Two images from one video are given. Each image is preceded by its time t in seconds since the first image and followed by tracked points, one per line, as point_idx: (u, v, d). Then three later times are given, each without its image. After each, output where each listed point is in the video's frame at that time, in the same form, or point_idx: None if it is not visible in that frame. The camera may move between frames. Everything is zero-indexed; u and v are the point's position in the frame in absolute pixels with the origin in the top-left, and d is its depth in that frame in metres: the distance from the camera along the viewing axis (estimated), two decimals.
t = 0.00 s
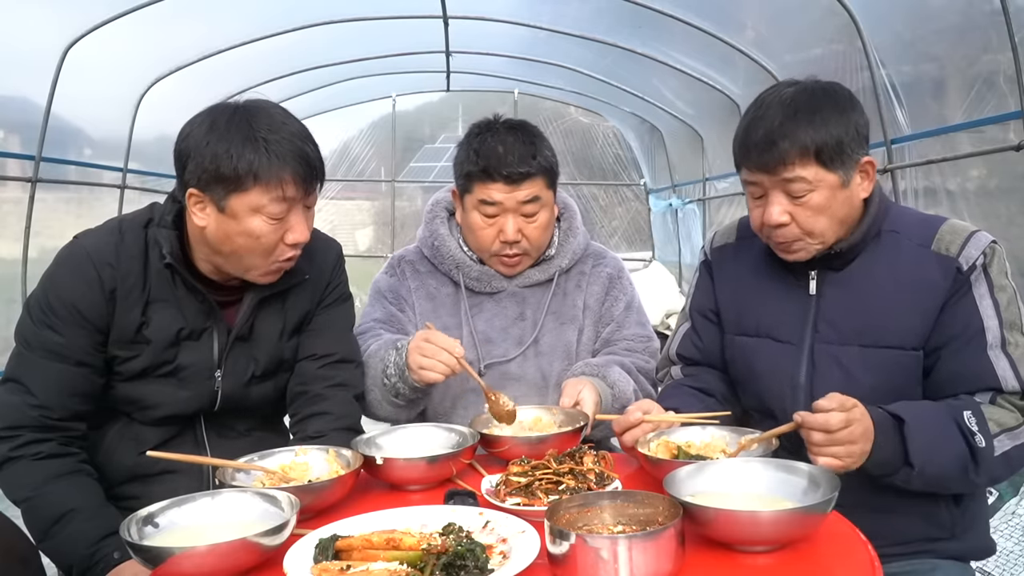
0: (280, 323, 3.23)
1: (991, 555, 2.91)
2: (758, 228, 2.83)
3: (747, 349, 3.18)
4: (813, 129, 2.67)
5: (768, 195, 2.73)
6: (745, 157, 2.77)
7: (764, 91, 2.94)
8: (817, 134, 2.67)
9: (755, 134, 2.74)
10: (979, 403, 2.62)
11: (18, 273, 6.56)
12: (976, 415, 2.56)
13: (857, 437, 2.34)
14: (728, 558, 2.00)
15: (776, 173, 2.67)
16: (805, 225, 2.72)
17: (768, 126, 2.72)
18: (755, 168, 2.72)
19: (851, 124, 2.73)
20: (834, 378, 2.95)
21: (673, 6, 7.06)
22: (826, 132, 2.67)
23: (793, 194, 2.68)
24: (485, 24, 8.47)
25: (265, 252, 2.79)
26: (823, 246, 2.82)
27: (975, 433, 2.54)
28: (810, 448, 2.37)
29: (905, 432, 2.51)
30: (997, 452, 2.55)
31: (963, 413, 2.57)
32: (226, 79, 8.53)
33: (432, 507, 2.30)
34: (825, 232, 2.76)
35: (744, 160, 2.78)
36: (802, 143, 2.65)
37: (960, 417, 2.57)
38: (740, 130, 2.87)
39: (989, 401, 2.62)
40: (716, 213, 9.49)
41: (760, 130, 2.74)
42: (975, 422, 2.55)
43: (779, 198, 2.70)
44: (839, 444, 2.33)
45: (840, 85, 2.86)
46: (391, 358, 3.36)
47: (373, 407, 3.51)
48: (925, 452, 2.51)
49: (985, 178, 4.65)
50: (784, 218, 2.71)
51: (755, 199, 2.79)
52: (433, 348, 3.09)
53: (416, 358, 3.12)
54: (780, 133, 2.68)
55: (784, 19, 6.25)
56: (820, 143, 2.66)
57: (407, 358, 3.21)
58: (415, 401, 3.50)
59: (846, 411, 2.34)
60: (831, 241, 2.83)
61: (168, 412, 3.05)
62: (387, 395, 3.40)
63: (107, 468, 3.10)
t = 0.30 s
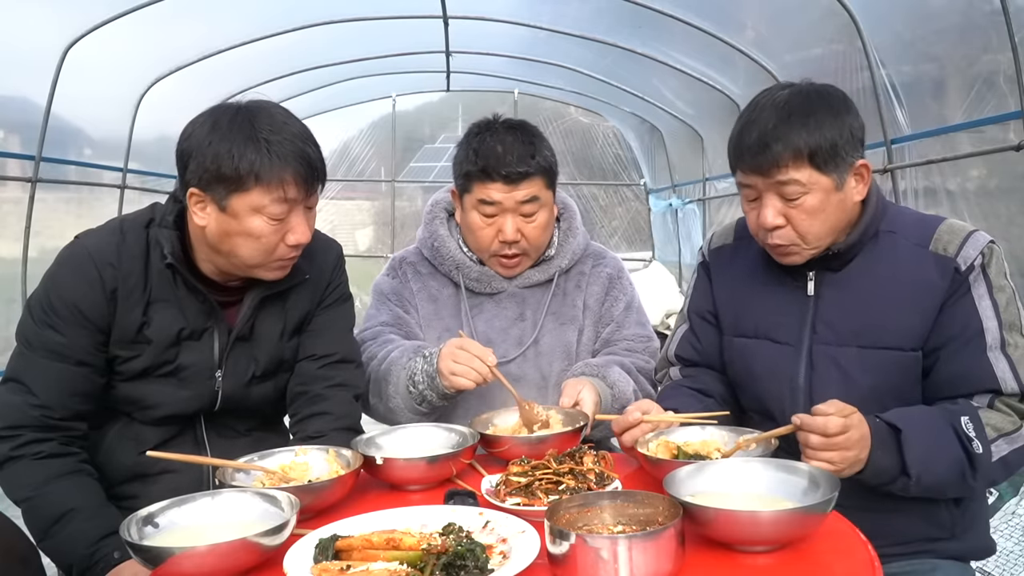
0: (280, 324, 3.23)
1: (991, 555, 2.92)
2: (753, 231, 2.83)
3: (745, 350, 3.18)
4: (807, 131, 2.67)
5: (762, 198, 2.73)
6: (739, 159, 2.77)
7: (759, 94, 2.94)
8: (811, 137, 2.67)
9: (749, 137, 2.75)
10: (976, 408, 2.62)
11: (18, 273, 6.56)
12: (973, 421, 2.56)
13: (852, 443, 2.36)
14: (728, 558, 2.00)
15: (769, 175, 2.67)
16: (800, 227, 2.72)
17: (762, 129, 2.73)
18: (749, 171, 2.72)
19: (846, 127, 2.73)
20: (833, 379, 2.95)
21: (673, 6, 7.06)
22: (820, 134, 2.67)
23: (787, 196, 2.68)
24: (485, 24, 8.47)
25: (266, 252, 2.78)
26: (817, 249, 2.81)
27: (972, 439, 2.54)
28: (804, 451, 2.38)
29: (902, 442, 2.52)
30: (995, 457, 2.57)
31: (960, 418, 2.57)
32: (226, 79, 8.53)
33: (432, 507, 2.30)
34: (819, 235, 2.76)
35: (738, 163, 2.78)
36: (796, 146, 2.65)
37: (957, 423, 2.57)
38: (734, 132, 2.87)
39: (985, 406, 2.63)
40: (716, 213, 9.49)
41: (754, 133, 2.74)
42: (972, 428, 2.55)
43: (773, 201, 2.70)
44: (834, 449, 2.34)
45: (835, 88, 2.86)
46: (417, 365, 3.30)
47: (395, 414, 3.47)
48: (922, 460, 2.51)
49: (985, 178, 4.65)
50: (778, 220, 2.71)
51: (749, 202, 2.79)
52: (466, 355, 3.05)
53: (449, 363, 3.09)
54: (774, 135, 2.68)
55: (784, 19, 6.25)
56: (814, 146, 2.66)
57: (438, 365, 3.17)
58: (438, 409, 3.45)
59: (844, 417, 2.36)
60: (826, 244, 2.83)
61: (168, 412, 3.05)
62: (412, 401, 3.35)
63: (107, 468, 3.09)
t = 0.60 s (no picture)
0: (281, 324, 3.23)
1: (991, 555, 2.92)
2: (753, 232, 2.82)
3: (745, 350, 3.18)
4: (807, 131, 2.67)
5: (762, 198, 2.73)
6: (739, 159, 2.77)
7: (759, 93, 2.94)
8: (811, 137, 2.66)
9: (748, 137, 2.75)
10: (975, 409, 2.62)
11: (18, 273, 6.56)
12: (971, 423, 2.56)
13: (852, 449, 2.36)
14: (728, 558, 2.00)
15: (770, 175, 2.67)
16: (800, 227, 2.72)
17: (761, 129, 2.73)
18: (749, 171, 2.72)
19: (846, 126, 2.73)
20: (832, 380, 2.95)
21: (673, 6, 7.06)
22: (820, 134, 2.67)
23: (787, 196, 2.68)
24: (485, 24, 8.47)
25: (266, 253, 2.78)
26: (818, 249, 2.81)
27: (970, 441, 2.54)
28: (804, 453, 2.38)
29: (898, 444, 2.51)
30: (993, 459, 2.56)
31: (958, 420, 2.57)
32: (226, 79, 8.53)
33: (432, 507, 2.30)
34: (819, 235, 2.76)
35: (738, 162, 2.78)
36: (796, 145, 2.65)
37: (955, 425, 2.57)
38: (735, 131, 2.87)
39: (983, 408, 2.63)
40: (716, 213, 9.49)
41: (754, 133, 2.74)
42: (970, 430, 2.55)
43: (774, 200, 2.70)
44: (833, 454, 2.35)
45: (835, 87, 2.86)
46: (396, 361, 3.28)
47: (375, 407, 3.47)
48: (919, 462, 2.51)
49: (985, 178, 4.65)
50: (778, 220, 2.71)
51: (749, 202, 2.78)
52: (444, 355, 3.05)
53: (425, 363, 3.09)
54: (773, 135, 2.68)
55: (784, 19, 6.25)
56: (814, 146, 2.66)
57: (415, 362, 3.16)
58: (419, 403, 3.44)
59: (844, 423, 2.35)
60: (826, 244, 2.83)
61: (169, 412, 3.05)
62: (392, 395, 3.34)
63: (107, 467, 3.09)
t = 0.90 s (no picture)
0: (280, 324, 3.23)
1: (991, 555, 2.92)
2: (757, 229, 2.82)
3: (745, 351, 3.18)
4: (811, 128, 2.67)
5: (766, 195, 2.72)
6: (742, 156, 2.76)
7: (761, 91, 2.93)
8: (815, 133, 2.66)
9: (753, 134, 2.74)
10: (977, 411, 2.62)
11: (18, 272, 6.56)
12: (974, 424, 2.56)
13: (858, 453, 2.35)
14: (728, 558, 2.00)
15: (774, 172, 2.67)
16: (805, 224, 2.72)
17: (765, 125, 2.72)
18: (753, 168, 2.72)
19: (849, 123, 2.73)
20: (832, 380, 2.95)
21: (673, 6, 7.06)
22: (824, 131, 2.67)
23: (792, 193, 2.67)
24: (485, 24, 8.47)
25: (264, 253, 2.78)
26: (821, 246, 2.81)
27: (973, 442, 2.54)
28: (810, 454, 2.37)
29: (902, 445, 2.51)
30: (995, 461, 2.56)
31: (961, 422, 2.57)
32: (226, 79, 8.53)
33: (432, 507, 2.30)
34: (823, 232, 2.76)
35: (741, 160, 2.78)
36: (800, 142, 2.65)
37: (958, 426, 2.57)
38: (738, 129, 2.87)
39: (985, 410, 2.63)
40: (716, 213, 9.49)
41: (758, 130, 2.73)
42: (972, 431, 2.54)
43: (778, 197, 2.69)
44: (840, 458, 2.34)
45: (838, 84, 2.86)
46: (392, 365, 3.28)
47: (371, 408, 3.47)
48: (922, 463, 2.52)
49: (984, 178, 4.65)
50: (782, 217, 2.70)
51: (753, 199, 2.78)
52: (439, 365, 3.03)
53: (421, 371, 3.08)
54: (778, 131, 2.68)
55: (784, 19, 6.25)
56: (818, 142, 2.66)
57: (411, 369, 3.16)
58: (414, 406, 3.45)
59: (855, 427, 2.32)
60: (830, 241, 2.82)
61: (169, 412, 3.05)
62: (388, 398, 3.34)
63: (107, 467, 3.09)
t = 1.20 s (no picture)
0: (280, 323, 3.23)
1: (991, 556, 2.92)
2: (761, 226, 2.81)
3: (745, 351, 3.18)
4: (817, 125, 2.66)
5: (770, 192, 2.72)
6: (747, 153, 2.75)
7: (766, 87, 2.93)
8: (821, 131, 2.66)
9: (758, 130, 2.73)
10: (982, 411, 2.62)
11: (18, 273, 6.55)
12: (980, 425, 2.56)
13: (867, 453, 2.34)
14: (728, 558, 2.00)
15: (780, 169, 2.66)
16: (809, 222, 2.71)
17: (771, 122, 2.71)
18: (757, 164, 2.71)
19: (854, 120, 2.73)
20: (833, 381, 2.95)
21: (673, 6, 7.06)
22: (830, 128, 2.67)
23: (797, 190, 2.67)
24: (485, 24, 8.47)
25: (247, 250, 2.75)
26: (825, 244, 2.81)
27: (978, 443, 2.54)
28: (818, 453, 2.37)
29: (909, 444, 2.51)
30: (1000, 462, 2.57)
31: (966, 423, 2.57)
32: (226, 79, 8.53)
33: (432, 507, 2.29)
34: (827, 229, 2.76)
35: (745, 157, 2.77)
36: (807, 139, 2.64)
37: (963, 427, 2.57)
38: (742, 126, 2.86)
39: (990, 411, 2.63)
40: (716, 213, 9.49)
41: (763, 126, 2.73)
42: (978, 432, 2.55)
43: (783, 195, 2.69)
44: (849, 457, 2.33)
45: (843, 82, 2.86)
46: (406, 351, 3.30)
47: (381, 399, 3.47)
48: (928, 462, 2.51)
49: (985, 178, 4.65)
50: (786, 214, 2.69)
51: (757, 196, 2.77)
52: (456, 346, 3.05)
53: (438, 353, 3.09)
54: (783, 129, 2.67)
55: (785, 19, 6.25)
56: (824, 139, 2.65)
57: (427, 353, 3.18)
58: (427, 397, 3.44)
59: (864, 427, 2.31)
60: (833, 239, 2.83)
61: (169, 412, 3.05)
62: (400, 386, 3.34)
63: (107, 468, 3.09)
